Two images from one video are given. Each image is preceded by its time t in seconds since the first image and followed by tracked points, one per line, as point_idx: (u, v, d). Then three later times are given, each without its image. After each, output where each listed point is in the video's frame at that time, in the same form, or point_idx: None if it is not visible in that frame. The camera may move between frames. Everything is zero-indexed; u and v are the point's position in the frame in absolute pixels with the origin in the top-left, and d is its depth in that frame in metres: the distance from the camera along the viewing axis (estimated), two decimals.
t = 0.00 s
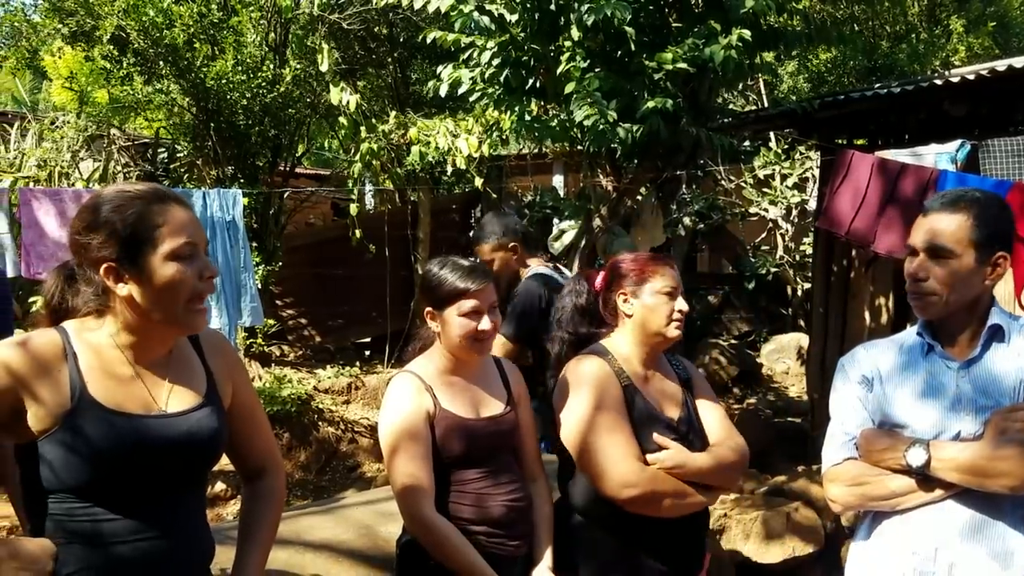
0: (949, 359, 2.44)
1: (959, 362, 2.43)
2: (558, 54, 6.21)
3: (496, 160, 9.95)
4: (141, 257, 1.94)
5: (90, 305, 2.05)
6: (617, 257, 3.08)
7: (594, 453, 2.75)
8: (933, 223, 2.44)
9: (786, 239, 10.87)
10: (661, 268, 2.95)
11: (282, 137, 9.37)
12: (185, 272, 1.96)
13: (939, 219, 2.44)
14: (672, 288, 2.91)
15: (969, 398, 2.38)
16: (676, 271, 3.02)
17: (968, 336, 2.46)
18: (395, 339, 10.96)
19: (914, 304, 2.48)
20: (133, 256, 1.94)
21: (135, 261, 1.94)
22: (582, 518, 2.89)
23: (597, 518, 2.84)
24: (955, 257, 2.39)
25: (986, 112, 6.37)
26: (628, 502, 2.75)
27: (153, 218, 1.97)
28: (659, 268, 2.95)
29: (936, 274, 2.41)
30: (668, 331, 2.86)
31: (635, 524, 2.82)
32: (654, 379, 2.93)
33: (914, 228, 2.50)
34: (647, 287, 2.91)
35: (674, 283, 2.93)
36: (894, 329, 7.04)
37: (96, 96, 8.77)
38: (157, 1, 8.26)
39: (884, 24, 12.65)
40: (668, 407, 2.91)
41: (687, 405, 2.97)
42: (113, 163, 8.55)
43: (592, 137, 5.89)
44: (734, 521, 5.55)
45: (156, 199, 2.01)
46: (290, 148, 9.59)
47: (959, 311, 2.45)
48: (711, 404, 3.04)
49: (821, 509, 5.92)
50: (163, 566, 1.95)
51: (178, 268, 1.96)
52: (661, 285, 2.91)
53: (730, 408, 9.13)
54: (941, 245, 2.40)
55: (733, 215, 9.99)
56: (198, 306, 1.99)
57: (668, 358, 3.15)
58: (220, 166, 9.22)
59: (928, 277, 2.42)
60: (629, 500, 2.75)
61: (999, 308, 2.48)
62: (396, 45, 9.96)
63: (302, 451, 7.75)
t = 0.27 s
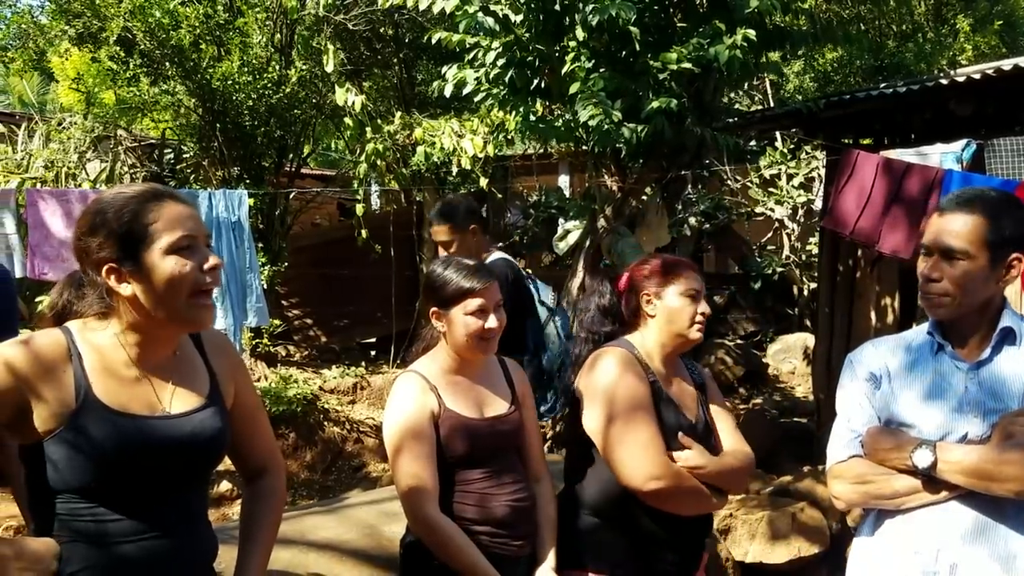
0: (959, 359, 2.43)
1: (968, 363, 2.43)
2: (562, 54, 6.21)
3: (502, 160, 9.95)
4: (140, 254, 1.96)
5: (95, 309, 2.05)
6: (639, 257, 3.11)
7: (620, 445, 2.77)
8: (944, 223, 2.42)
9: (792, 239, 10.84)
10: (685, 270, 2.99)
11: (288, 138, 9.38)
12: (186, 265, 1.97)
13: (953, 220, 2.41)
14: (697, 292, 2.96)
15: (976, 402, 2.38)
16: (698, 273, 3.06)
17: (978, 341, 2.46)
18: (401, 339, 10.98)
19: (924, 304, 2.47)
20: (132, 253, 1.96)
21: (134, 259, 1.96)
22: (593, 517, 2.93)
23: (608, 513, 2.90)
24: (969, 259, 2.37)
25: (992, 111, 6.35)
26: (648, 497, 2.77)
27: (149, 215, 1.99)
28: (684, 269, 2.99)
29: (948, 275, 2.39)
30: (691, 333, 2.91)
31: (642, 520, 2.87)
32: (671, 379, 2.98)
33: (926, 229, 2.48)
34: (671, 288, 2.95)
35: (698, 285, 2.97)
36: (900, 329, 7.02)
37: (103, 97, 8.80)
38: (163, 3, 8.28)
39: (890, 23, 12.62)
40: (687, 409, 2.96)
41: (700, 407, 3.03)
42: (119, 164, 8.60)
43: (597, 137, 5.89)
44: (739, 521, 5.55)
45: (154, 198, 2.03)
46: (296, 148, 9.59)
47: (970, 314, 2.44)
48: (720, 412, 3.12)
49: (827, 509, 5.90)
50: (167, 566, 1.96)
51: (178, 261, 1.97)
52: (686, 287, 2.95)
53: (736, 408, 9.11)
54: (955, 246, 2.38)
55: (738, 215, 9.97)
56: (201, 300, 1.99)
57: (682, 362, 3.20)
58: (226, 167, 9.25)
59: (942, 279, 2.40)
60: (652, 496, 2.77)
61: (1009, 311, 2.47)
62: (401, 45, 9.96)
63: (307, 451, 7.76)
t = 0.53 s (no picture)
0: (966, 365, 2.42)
1: (971, 366, 2.41)
2: (565, 55, 6.21)
3: (506, 161, 9.95)
4: (138, 256, 1.97)
5: (94, 312, 2.07)
6: (643, 262, 3.12)
7: (632, 443, 2.77)
8: (944, 227, 2.42)
9: (796, 239, 10.83)
10: (690, 274, 3.01)
11: (291, 139, 9.39)
12: (184, 267, 1.98)
13: (953, 223, 2.41)
14: (701, 297, 2.97)
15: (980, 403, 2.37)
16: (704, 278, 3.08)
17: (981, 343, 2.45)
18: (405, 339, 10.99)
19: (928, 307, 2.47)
20: (130, 255, 1.97)
21: (132, 261, 1.97)
22: (597, 519, 2.92)
23: (611, 513, 2.89)
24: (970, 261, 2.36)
25: (996, 112, 6.33)
26: (660, 495, 2.77)
27: (147, 218, 2.00)
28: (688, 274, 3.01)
29: (950, 278, 2.38)
30: (697, 337, 2.92)
31: (644, 521, 2.87)
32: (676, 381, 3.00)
33: (927, 234, 2.49)
34: (675, 293, 2.96)
35: (702, 290, 2.99)
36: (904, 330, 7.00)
37: (108, 98, 8.77)
38: (167, 4, 8.30)
39: (895, 23, 12.59)
40: (691, 411, 3.01)
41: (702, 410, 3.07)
42: (124, 165, 8.69)
43: (600, 138, 5.88)
44: (743, 522, 5.55)
45: (151, 200, 2.04)
46: (301, 149, 9.59)
47: (974, 316, 2.43)
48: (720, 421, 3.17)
49: (831, 510, 5.89)
50: (167, 568, 1.97)
51: (176, 263, 1.97)
52: (690, 292, 2.97)
53: (740, 408, 9.09)
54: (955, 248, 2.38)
55: (742, 215, 9.96)
56: (198, 302, 1.99)
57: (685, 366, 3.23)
58: (230, 167, 9.27)
59: (944, 282, 2.39)
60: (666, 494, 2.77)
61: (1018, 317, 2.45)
62: (405, 46, 9.97)
63: (311, 451, 7.77)
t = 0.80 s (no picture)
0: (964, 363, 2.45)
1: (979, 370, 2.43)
2: (569, 55, 6.20)
3: (510, 161, 9.94)
4: (138, 257, 1.97)
5: (94, 313, 2.08)
6: (643, 263, 3.12)
7: (636, 447, 2.78)
8: (917, 237, 2.42)
9: (801, 240, 10.82)
10: (691, 275, 3.01)
11: (295, 140, 9.36)
12: (184, 269, 1.98)
13: (926, 230, 2.41)
14: (699, 296, 2.97)
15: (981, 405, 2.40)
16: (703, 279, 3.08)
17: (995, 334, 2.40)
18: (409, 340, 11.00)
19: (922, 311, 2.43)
20: (130, 257, 1.97)
21: (132, 262, 1.97)
22: (601, 521, 2.92)
23: (615, 514, 2.89)
24: (950, 261, 2.37)
25: (1001, 112, 6.30)
26: (656, 493, 2.80)
27: (147, 219, 2.01)
28: (688, 274, 3.01)
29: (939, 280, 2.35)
30: (694, 337, 2.91)
31: (649, 522, 2.87)
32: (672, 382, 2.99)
33: (903, 248, 2.48)
34: (676, 294, 2.96)
35: (702, 291, 2.99)
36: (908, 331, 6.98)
37: (114, 98, 8.89)
38: (171, 5, 8.34)
39: (900, 23, 12.57)
40: (691, 412, 3.02)
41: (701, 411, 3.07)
42: (129, 166, 8.74)
43: (604, 138, 5.88)
44: (747, 523, 5.52)
45: (151, 202, 2.04)
46: (305, 149, 9.56)
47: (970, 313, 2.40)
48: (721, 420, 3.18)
49: (835, 511, 5.88)
50: (168, 569, 1.98)
51: (175, 265, 1.98)
52: (691, 292, 2.97)
53: (745, 409, 9.07)
54: (936, 250, 2.37)
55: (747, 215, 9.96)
56: (199, 304, 2.00)
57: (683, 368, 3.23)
58: (234, 168, 9.19)
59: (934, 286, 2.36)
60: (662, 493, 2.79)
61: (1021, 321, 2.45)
62: (409, 46, 9.97)
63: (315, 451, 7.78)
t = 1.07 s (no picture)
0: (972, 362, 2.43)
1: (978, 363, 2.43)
2: (573, 54, 6.20)
3: (513, 160, 9.93)
4: (141, 255, 1.97)
5: (96, 310, 2.08)
6: (640, 258, 3.12)
7: (638, 439, 2.77)
8: (919, 239, 2.43)
9: (806, 239, 10.79)
10: (687, 268, 3.02)
11: (300, 138, 9.20)
12: (186, 269, 1.98)
13: (929, 233, 2.41)
14: (696, 290, 2.98)
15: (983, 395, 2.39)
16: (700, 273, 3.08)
17: (996, 319, 2.32)
18: (412, 339, 11.00)
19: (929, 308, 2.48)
20: (132, 255, 1.97)
21: (135, 260, 1.97)
22: (604, 520, 2.91)
23: (619, 511, 2.88)
24: (955, 261, 2.38)
25: (1007, 110, 6.28)
26: (652, 481, 2.80)
27: (151, 217, 2.00)
28: (684, 267, 3.02)
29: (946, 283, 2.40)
30: (691, 330, 2.92)
31: (652, 517, 2.87)
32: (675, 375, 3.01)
33: (904, 248, 2.49)
34: (672, 287, 2.97)
35: (700, 285, 3.00)
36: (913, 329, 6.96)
37: (118, 98, 8.95)
38: (175, 4, 8.40)
39: (905, 22, 12.54)
40: (691, 404, 3.01)
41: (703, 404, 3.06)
42: (133, 165, 8.58)
43: (608, 137, 5.87)
44: (751, 522, 5.52)
45: (155, 200, 2.04)
46: (309, 148, 9.40)
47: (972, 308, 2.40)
48: (725, 411, 3.16)
49: (839, 511, 5.87)
50: (171, 565, 1.98)
51: (177, 264, 1.98)
52: (687, 285, 2.98)
53: (749, 408, 9.05)
54: (942, 254, 2.38)
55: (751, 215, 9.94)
56: (201, 302, 2.00)
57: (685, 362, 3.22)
58: (238, 167, 9.07)
59: (943, 288, 2.41)
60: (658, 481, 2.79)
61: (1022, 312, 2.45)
62: (413, 45, 9.97)
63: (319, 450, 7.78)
